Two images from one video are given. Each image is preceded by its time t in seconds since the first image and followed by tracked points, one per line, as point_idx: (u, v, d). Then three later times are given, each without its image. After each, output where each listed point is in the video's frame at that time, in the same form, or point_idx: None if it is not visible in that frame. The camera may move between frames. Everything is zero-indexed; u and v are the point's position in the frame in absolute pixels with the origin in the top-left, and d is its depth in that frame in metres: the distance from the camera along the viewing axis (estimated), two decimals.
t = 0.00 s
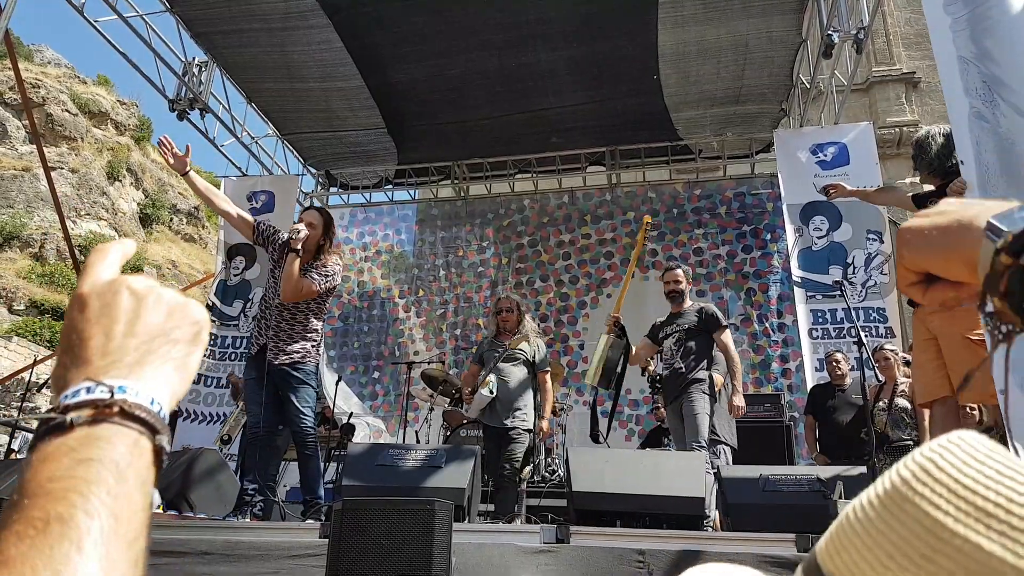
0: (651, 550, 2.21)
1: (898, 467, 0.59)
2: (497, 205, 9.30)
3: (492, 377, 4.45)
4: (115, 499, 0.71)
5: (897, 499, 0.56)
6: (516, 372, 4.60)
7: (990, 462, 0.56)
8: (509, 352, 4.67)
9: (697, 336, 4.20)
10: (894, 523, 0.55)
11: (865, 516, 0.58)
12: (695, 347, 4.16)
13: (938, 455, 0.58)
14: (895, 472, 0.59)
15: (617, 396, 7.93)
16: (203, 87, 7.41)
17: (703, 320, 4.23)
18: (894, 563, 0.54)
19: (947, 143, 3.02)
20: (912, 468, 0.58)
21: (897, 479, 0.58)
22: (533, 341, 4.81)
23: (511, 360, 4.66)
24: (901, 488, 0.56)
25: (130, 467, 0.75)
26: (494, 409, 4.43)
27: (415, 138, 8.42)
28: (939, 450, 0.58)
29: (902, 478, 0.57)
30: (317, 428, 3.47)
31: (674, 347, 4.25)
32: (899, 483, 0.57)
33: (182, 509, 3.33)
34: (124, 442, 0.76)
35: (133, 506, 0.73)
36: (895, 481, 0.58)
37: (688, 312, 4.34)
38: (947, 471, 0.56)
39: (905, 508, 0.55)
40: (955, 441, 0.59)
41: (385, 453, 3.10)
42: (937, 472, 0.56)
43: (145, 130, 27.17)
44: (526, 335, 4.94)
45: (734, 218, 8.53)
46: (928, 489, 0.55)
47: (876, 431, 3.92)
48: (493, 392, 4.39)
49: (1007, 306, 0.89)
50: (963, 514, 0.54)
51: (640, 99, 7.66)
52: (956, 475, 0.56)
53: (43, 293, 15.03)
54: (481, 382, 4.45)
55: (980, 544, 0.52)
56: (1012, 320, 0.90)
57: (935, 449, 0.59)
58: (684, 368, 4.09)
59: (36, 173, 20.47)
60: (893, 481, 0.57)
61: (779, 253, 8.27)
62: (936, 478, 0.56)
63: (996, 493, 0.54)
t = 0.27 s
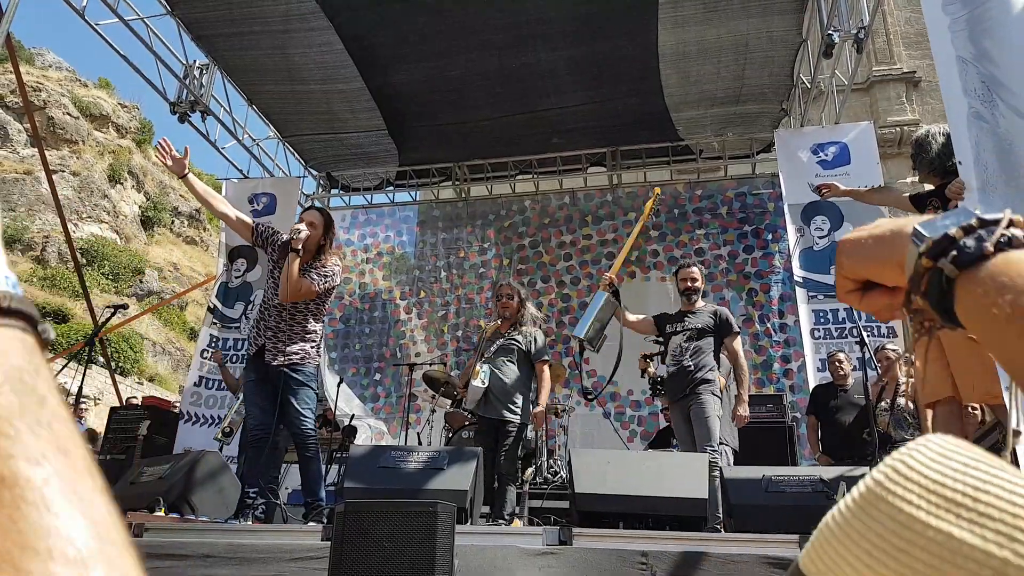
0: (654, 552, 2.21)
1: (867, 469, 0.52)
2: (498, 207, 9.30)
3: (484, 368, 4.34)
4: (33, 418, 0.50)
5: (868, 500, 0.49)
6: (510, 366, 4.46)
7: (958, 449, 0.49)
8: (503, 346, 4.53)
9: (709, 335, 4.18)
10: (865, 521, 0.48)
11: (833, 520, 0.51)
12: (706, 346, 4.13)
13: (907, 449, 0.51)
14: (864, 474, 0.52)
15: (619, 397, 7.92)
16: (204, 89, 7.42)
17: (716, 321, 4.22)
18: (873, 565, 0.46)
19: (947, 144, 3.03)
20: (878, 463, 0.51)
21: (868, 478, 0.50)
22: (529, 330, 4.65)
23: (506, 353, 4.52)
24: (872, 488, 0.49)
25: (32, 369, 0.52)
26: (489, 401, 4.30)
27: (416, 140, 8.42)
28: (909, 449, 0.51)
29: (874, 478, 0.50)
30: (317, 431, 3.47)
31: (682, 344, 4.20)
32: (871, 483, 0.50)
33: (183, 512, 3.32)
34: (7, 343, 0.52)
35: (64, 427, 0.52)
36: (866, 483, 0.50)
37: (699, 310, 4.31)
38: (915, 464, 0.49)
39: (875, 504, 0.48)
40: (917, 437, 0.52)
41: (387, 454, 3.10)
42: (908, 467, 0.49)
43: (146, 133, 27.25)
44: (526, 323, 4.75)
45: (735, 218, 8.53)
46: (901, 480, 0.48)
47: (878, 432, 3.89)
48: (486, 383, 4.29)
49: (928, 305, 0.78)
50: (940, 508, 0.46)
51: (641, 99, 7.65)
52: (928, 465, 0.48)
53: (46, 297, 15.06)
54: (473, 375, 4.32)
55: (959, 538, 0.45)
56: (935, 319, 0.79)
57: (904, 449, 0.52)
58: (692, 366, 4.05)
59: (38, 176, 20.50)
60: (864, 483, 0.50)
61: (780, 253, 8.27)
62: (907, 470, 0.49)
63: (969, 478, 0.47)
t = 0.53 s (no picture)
0: (652, 554, 2.21)
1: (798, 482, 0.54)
2: (497, 208, 9.31)
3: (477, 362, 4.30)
4: (154, 450, 0.67)
5: (794, 511, 0.50)
6: (503, 362, 4.41)
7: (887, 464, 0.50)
8: (498, 341, 4.48)
9: (716, 335, 4.18)
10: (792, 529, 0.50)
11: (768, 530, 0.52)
12: (713, 346, 4.13)
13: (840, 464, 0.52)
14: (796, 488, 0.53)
15: (618, 399, 7.92)
16: (203, 90, 7.42)
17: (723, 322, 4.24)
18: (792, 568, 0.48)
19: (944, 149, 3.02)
20: (812, 478, 0.52)
21: (795, 492, 0.52)
22: (524, 324, 4.60)
23: (500, 348, 4.47)
24: (796, 501, 0.51)
25: (165, 408, 0.70)
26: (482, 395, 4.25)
27: (415, 141, 8.43)
28: (836, 461, 0.52)
29: (800, 491, 0.52)
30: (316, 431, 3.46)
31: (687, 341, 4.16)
32: (796, 496, 0.51)
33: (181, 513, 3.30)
34: (156, 384, 0.70)
35: (168, 455, 0.69)
36: (793, 496, 0.52)
37: (706, 309, 4.30)
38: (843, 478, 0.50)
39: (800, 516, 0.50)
40: (848, 453, 0.53)
41: (386, 456, 3.10)
42: (828, 480, 0.50)
43: (145, 133, 27.18)
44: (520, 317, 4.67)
45: (734, 221, 8.54)
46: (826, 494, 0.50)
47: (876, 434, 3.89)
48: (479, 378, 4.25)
49: (897, 277, 0.76)
50: (855, 520, 0.47)
51: (640, 101, 7.66)
52: (852, 478, 0.49)
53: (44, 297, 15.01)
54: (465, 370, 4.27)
55: (866, 546, 0.45)
56: (903, 294, 0.78)
57: (832, 462, 0.53)
58: (696, 362, 4.04)
59: (36, 177, 20.44)
60: (792, 496, 0.52)
61: (778, 256, 8.28)
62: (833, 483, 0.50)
63: (885, 490, 0.47)
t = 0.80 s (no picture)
0: (653, 553, 2.20)
1: (795, 471, 0.56)
2: (498, 208, 9.30)
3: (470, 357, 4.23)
4: (170, 493, 0.65)
5: (798, 505, 0.53)
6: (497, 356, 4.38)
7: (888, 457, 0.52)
8: (490, 336, 4.47)
9: (722, 331, 4.16)
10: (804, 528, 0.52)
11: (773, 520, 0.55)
12: (719, 342, 4.11)
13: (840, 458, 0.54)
14: (793, 476, 0.56)
15: (619, 398, 7.90)
16: (203, 89, 7.41)
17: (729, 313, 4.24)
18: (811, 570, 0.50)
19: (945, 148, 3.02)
20: (811, 472, 0.54)
21: (794, 484, 0.55)
22: (518, 319, 4.58)
23: (493, 343, 4.45)
24: (798, 494, 0.54)
25: (177, 451, 0.68)
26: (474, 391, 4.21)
27: (416, 140, 8.43)
28: (827, 451, 0.55)
29: (799, 484, 0.54)
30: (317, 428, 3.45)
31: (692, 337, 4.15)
32: (796, 488, 0.54)
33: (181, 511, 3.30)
34: (163, 428, 0.68)
35: (184, 495, 0.67)
36: (795, 486, 0.54)
37: (711, 302, 4.28)
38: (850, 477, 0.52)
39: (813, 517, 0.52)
40: (840, 441, 0.56)
41: (386, 454, 3.10)
42: (826, 474, 0.53)
43: (145, 132, 27.17)
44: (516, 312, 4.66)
45: (735, 220, 8.53)
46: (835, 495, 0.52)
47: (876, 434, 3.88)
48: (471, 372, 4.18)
49: (870, 272, 0.73)
50: (859, 515, 0.50)
51: (642, 101, 7.65)
52: (862, 478, 0.51)
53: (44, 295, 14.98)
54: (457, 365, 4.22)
55: (887, 552, 0.48)
56: (877, 288, 0.74)
57: (825, 451, 0.55)
58: (702, 358, 4.03)
59: (37, 175, 20.42)
60: (793, 487, 0.54)
61: (779, 255, 8.26)
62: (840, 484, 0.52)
63: (895, 492, 0.50)
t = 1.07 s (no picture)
0: (651, 550, 2.21)
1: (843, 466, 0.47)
2: (497, 205, 9.30)
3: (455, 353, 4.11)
4: (193, 485, 0.59)
5: (856, 500, 0.43)
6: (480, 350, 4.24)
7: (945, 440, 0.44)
8: (473, 328, 4.32)
9: (722, 327, 4.14)
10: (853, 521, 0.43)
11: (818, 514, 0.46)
12: (719, 339, 4.10)
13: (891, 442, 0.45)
14: (843, 473, 0.46)
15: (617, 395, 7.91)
16: (201, 85, 7.40)
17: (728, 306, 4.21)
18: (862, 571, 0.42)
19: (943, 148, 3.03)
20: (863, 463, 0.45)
21: (848, 479, 0.45)
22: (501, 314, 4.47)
23: (477, 336, 4.30)
24: (854, 489, 0.44)
25: (200, 445, 0.62)
26: (457, 387, 4.08)
27: (415, 137, 8.42)
28: (884, 442, 0.45)
29: (855, 478, 0.44)
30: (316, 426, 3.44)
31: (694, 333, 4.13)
32: (852, 483, 0.44)
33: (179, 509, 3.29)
34: (188, 420, 0.62)
35: (206, 489, 0.61)
36: (848, 481, 0.45)
37: (710, 295, 4.23)
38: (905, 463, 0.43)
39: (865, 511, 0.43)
40: (897, 430, 0.46)
41: (384, 452, 3.10)
42: (888, 467, 0.44)
43: (144, 128, 27.15)
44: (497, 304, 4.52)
45: (733, 217, 8.54)
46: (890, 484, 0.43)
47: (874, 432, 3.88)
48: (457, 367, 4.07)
49: (899, 226, 0.74)
50: (928, 515, 0.41)
51: (641, 98, 7.65)
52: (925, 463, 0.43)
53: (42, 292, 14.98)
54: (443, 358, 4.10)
55: (961, 554, 0.40)
56: (906, 241, 0.76)
57: (880, 444, 0.46)
58: (705, 355, 4.03)
59: (34, 171, 20.39)
60: (847, 482, 0.45)
61: (777, 253, 8.27)
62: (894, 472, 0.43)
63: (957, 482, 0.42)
